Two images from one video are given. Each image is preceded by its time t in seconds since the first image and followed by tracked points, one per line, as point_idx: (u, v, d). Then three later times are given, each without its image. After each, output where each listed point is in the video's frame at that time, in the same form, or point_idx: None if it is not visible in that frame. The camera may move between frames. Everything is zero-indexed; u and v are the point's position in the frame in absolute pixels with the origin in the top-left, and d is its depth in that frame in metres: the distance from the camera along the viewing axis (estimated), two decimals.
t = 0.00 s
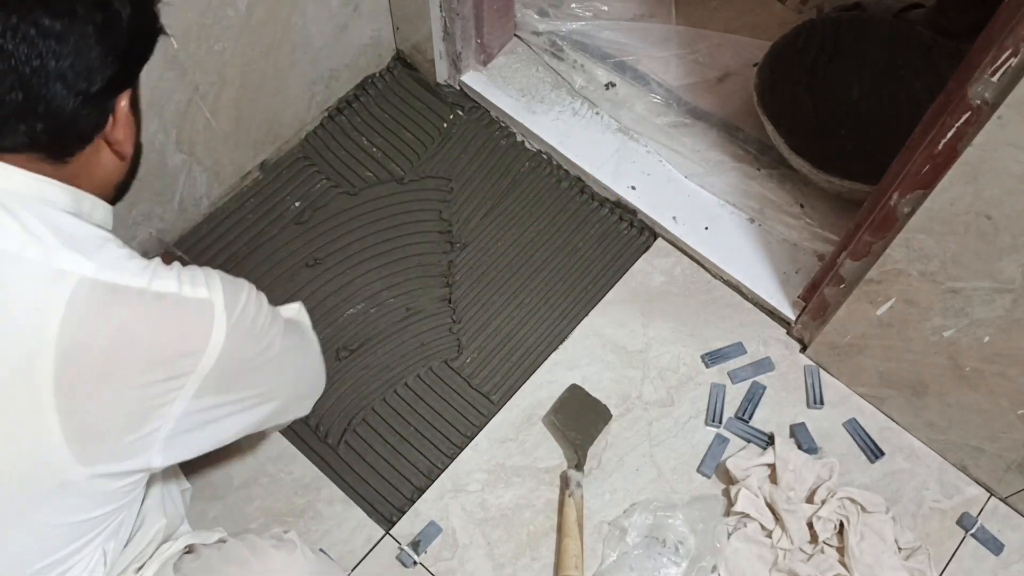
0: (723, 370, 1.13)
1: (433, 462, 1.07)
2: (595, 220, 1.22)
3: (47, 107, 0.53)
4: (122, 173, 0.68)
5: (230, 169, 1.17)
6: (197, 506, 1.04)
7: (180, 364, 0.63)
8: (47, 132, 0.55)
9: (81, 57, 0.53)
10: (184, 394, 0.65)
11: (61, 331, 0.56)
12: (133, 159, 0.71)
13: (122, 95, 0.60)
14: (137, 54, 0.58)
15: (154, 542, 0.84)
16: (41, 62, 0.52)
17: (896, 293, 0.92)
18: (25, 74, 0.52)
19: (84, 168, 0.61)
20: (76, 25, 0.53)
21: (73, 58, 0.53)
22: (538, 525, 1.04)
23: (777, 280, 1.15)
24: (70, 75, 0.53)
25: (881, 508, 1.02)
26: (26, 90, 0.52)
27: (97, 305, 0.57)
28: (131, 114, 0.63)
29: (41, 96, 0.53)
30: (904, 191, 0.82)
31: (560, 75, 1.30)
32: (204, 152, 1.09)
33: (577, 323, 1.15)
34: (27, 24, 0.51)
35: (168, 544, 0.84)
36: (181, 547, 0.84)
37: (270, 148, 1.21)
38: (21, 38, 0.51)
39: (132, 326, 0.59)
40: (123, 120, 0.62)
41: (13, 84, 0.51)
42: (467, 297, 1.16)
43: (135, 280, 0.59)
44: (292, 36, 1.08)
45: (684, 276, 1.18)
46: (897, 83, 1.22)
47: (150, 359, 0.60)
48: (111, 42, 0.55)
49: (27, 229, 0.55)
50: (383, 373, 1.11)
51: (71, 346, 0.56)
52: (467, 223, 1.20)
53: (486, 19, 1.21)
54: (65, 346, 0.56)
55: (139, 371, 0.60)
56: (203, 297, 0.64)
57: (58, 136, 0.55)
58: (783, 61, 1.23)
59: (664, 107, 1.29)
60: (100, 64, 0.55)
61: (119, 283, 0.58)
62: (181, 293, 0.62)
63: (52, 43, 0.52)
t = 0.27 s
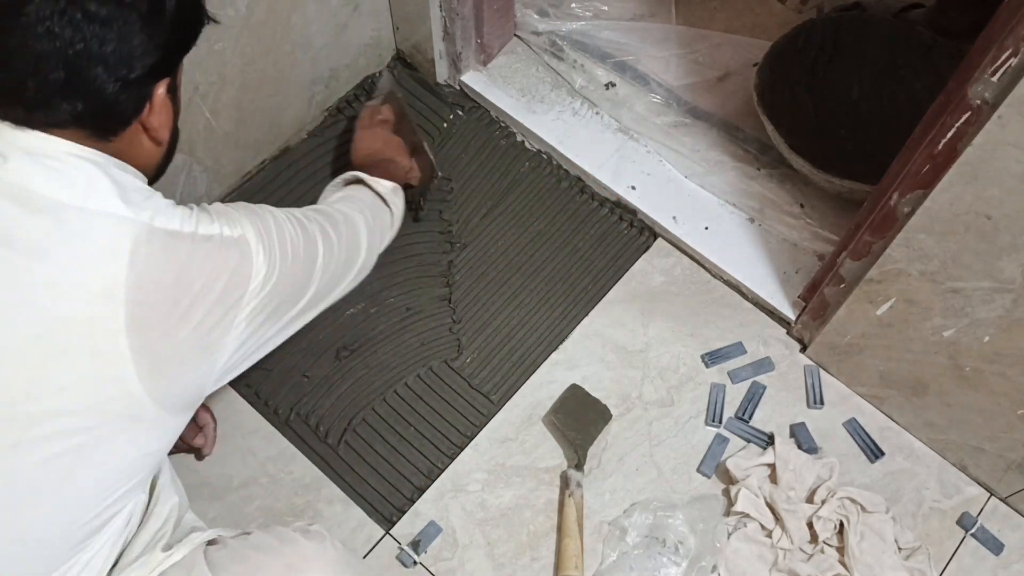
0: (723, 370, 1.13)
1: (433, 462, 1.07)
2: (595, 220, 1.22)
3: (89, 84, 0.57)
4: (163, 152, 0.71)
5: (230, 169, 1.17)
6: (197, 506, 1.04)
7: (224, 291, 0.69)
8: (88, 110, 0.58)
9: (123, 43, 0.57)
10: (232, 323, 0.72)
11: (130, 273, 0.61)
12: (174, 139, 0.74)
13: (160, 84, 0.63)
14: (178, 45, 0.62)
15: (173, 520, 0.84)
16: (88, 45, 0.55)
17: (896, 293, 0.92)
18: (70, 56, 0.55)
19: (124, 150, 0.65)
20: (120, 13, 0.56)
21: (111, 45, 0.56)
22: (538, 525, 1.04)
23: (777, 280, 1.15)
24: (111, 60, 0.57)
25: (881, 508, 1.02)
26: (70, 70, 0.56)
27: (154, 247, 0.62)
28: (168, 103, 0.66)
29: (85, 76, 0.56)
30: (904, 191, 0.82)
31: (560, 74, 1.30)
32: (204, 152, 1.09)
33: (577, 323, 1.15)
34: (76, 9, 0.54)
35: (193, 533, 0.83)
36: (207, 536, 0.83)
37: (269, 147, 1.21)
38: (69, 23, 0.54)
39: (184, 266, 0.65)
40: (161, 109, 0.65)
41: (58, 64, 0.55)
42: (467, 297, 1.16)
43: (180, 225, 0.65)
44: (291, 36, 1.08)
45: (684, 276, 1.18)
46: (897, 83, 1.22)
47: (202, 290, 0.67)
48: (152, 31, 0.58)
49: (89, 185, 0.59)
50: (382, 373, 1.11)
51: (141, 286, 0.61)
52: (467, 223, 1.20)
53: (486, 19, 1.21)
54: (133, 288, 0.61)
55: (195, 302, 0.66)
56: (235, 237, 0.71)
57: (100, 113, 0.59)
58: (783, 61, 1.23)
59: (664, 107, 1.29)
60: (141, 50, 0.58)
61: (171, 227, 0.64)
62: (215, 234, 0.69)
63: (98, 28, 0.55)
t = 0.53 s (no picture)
0: (723, 370, 1.13)
1: (433, 462, 1.07)
2: (595, 221, 1.22)
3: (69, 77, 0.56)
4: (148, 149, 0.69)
5: (230, 169, 1.17)
6: (197, 506, 1.04)
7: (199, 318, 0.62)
8: (60, 113, 0.57)
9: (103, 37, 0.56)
10: (206, 352, 0.64)
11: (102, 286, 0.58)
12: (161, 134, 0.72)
13: (138, 82, 0.60)
14: (156, 38, 0.59)
15: (162, 526, 0.83)
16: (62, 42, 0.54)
17: (896, 293, 0.91)
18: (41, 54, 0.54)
19: (102, 149, 0.62)
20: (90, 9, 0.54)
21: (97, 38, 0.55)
22: (538, 525, 1.04)
23: (777, 280, 1.15)
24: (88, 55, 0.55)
25: (881, 508, 1.02)
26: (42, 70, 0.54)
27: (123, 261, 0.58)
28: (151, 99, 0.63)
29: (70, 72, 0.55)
30: (904, 191, 0.82)
31: (560, 74, 1.30)
32: (204, 152, 1.09)
33: (577, 323, 1.15)
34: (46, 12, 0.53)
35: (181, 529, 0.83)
36: (196, 534, 0.83)
37: (269, 147, 1.21)
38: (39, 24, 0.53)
39: (158, 286, 0.60)
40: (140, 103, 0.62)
41: (23, 65, 0.54)
42: (466, 297, 1.16)
43: (159, 243, 0.61)
44: (292, 36, 1.08)
45: (684, 276, 1.18)
46: (897, 83, 1.22)
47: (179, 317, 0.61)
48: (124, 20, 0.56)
49: (62, 192, 0.57)
50: (382, 373, 1.11)
51: (106, 299, 0.58)
52: (467, 223, 1.20)
53: (486, 19, 1.21)
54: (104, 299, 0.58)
55: (173, 328, 0.61)
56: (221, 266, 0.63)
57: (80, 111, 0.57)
58: (783, 61, 1.23)
59: (664, 107, 1.29)
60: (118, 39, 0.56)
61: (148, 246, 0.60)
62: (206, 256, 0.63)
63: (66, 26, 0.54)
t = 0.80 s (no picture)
0: (723, 370, 1.13)
1: (433, 462, 1.07)
2: (595, 220, 1.22)
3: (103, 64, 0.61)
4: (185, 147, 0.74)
5: (230, 169, 1.17)
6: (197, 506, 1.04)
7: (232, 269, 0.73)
8: (98, 99, 0.62)
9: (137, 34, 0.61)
10: (249, 302, 0.77)
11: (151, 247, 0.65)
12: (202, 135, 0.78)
13: (177, 79, 0.66)
14: (195, 38, 0.65)
15: (177, 510, 0.83)
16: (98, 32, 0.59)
17: (896, 293, 0.91)
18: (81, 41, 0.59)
19: (135, 139, 0.68)
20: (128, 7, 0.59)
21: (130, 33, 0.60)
22: (538, 525, 1.04)
23: (777, 281, 1.15)
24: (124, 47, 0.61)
25: (881, 508, 1.02)
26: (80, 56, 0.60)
27: (167, 228, 0.66)
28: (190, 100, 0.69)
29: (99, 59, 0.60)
30: (904, 191, 0.82)
31: (560, 74, 1.30)
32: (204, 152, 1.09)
33: (577, 323, 1.15)
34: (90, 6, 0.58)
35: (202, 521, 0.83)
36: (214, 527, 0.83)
37: (269, 147, 1.21)
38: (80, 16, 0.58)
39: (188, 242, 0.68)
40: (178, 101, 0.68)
41: (64, 49, 0.59)
42: (466, 297, 1.16)
43: (190, 207, 0.69)
44: (292, 36, 1.08)
45: (684, 276, 1.18)
46: (897, 83, 1.22)
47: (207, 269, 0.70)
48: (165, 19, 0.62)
49: (108, 163, 0.63)
50: (382, 373, 1.11)
51: (155, 264, 0.65)
52: (466, 222, 1.20)
53: (486, 19, 1.21)
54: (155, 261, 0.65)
55: (213, 285, 0.71)
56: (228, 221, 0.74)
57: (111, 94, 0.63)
58: (783, 61, 1.23)
59: (664, 107, 1.29)
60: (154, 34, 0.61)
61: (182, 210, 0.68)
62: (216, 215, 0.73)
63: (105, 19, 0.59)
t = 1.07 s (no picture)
0: (724, 370, 1.13)
1: (433, 462, 1.07)
2: (596, 220, 1.22)
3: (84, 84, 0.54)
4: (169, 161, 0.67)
5: (230, 169, 1.17)
6: (196, 506, 1.04)
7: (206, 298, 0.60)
8: (69, 115, 0.55)
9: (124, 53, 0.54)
10: (212, 345, 0.61)
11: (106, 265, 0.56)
12: (188, 149, 0.70)
13: (155, 95, 0.58)
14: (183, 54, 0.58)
15: (171, 525, 0.83)
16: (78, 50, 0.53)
17: (896, 293, 0.91)
18: (55, 57, 0.53)
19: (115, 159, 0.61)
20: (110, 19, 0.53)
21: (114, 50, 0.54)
22: (538, 525, 1.04)
23: (777, 280, 1.15)
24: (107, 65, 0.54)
25: (880, 508, 1.02)
26: (53, 71, 0.53)
27: (134, 254, 0.57)
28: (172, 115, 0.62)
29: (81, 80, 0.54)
30: (904, 191, 0.82)
31: (560, 75, 1.30)
32: (204, 152, 1.09)
33: (577, 323, 1.15)
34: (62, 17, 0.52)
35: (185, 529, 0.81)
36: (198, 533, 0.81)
37: (269, 147, 1.21)
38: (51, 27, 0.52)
39: (158, 270, 0.58)
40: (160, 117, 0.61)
41: (37, 63, 0.53)
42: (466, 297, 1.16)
43: (159, 234, 0.59)
44: (292, 37, 1.08)
45: (685, 276, 1.18)
46: (897, 83, 1.22)
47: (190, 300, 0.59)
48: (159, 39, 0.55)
49: (73, 188, 0.56)
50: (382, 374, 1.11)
51: (107, 289, 0.57)
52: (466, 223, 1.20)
53: (486, 19, 1.21)
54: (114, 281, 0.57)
55: (181, 324, 0.59)
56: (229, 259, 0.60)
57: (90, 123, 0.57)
58: (783, 61, 1.23)
59: (664, 107, 1.29)
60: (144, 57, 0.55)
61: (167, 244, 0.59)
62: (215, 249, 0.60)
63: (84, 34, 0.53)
